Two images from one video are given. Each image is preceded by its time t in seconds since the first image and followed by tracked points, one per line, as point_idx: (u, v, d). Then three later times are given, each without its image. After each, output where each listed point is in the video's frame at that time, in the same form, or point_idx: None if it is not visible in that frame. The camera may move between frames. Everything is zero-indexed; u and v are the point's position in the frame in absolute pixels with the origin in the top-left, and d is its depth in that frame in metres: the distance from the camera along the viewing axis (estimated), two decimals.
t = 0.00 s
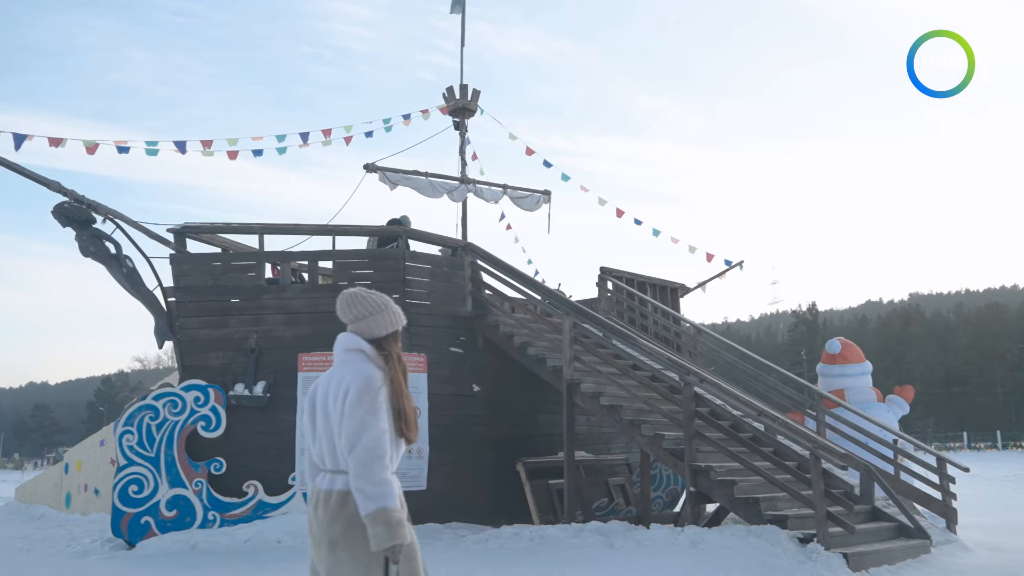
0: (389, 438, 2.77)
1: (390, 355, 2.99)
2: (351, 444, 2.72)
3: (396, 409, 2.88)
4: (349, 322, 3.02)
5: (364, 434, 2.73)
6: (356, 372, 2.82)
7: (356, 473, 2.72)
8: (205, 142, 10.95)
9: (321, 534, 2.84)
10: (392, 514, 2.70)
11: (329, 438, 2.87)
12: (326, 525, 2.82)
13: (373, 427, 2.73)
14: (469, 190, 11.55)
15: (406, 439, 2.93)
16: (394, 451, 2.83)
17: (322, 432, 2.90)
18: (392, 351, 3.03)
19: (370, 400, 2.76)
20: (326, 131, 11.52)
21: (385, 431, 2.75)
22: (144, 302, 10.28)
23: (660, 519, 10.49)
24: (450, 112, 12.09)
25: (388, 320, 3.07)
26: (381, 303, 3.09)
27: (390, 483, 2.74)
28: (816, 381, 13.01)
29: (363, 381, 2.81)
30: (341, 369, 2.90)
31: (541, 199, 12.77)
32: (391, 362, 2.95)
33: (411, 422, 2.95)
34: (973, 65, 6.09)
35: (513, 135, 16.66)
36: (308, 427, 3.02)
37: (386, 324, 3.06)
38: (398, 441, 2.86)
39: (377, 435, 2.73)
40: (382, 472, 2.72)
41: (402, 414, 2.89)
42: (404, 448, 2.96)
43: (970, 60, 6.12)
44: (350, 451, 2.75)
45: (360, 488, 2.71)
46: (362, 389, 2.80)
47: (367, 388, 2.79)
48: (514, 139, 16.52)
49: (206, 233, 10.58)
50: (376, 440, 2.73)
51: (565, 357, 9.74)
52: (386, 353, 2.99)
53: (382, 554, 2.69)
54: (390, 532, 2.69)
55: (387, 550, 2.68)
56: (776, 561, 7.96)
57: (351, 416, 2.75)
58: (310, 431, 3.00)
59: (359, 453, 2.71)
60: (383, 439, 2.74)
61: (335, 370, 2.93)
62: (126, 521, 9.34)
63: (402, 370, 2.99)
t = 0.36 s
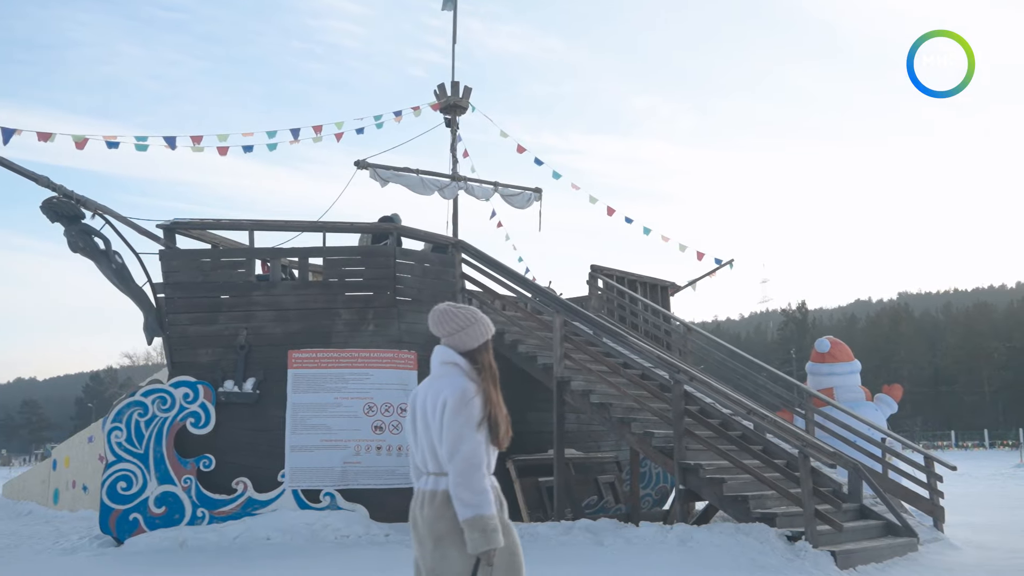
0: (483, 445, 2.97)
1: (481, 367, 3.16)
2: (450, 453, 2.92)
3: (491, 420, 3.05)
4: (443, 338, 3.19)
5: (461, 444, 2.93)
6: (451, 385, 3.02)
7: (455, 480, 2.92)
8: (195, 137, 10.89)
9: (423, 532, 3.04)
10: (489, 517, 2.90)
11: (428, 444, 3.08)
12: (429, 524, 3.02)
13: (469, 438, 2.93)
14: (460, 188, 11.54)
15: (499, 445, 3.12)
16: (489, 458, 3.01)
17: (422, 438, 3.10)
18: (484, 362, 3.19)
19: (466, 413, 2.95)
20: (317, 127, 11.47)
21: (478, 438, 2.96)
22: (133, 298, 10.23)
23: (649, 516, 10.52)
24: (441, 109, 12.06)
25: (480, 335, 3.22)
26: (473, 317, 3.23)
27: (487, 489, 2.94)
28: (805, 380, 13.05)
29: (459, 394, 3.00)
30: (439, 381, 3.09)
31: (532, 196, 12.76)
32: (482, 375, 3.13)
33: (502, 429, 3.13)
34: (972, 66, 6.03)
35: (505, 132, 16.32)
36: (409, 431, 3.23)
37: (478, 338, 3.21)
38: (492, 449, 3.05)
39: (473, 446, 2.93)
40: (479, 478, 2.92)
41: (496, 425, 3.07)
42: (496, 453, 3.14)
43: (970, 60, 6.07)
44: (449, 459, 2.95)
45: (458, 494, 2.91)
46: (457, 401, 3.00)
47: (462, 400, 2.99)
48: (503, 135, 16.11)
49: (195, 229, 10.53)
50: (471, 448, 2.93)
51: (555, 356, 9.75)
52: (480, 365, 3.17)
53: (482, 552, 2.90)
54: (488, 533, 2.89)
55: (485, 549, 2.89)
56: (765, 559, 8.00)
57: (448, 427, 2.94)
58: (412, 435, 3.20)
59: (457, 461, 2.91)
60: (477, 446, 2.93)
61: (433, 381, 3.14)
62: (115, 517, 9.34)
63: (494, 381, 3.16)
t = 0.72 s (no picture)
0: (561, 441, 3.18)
1: (556, 368, 3.39)
2: (531, 448, 3.13)
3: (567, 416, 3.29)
4: (518, 341, 3.43)
5: (542, 440, 3.13)
6: (531, 385, 3.23)
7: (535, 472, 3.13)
8: (187, 134, 10.85)
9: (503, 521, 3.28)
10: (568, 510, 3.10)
11: (508, 441, 3.30)
12: (506, 514, 3.26)
13: (549, 433, 3.14)
14: (452, 186, 11.53)
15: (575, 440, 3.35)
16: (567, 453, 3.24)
17: (501, 436, 3.32)
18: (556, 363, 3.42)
19: (545, 410, 3.16)
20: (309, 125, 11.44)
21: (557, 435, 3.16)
22: (123, 296, 10.19)
23: (641, 515, 10.53)
24: (434, 107, 12.04)
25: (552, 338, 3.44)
26: (546, 321, 3.46)
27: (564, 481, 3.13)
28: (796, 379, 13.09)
29: (537, 393, 3.21)
30: (516, 382, 3.31)
31: (525, 195, 12.75)
32: (558, 375, 3.36)
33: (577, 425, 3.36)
34: (974, 65, 6.04)
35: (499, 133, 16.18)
36: (486, 431, 3.46)
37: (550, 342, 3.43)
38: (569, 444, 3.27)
39: (552, 441, 3.14)
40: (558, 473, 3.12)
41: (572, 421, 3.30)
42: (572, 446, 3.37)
43: (970, 60, 6.05)
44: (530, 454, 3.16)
45: (538, 486, 3.11)
46: (536, 400, 3.21)
47: (542, 399, 3.20)
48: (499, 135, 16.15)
49: (187, 227, 10.50)
50: (551, 443, 3.14)
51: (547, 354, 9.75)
52: (554, 367, 3.41)
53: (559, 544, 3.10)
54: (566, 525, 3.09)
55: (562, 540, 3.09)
56: (755, 558, 8.02)
57: (529, 424, 3.16)
58: (490, 435, 3.43)
59: (538, 457, 3.11)
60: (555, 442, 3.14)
61: (511, 383, 3.36)
62: (105, 516, 9.31)
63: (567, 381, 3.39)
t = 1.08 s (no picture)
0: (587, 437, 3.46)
1: (607, 369, 3.62)
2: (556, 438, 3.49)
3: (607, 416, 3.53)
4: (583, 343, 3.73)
5: (564, 431, 3.47)
6: (573, 382, 3.56)
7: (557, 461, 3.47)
8: (178, 130, 10.82)
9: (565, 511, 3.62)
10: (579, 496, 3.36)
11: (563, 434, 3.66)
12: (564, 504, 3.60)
13: (567, 426, 3.46)
14: (444, 184, 11.51)
15: (617, 436, 3.58)
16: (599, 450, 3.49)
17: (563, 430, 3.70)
18: (611, 366, 3.65)
19: (569, 405, 3.49)
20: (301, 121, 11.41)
21: (580, 431, 3.44)
22: (113, 292, 10.16)
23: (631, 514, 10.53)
24: (426, 105, 12.03)
25: (610, 343, 3.64)
26: (609, 326, 3.67)
27: (577, 471, 3.39)
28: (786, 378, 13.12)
29: (569, 390, 3.54)
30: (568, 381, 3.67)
31: (517, 193, 12.75)
32: (605, 375, 3.59)
33: (619, 423, 3.58)
34: (973, 67, 6.03)
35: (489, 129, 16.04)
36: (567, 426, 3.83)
37: (610, 346, 3.65)
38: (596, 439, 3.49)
39: (568, 433, 3.44)
40: (574, 464, 3.40)
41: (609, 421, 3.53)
42: (617, 443, 3.59)
43: (970, 60, 6.06)
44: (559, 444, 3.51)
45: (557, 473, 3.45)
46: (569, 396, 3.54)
47: (572, 395, 3.52)
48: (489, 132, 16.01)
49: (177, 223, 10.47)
50: (572, 436, 3.44)
51: (538, 353, 9.75)
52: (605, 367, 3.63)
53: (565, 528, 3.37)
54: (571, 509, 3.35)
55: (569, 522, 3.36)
56: (744, 557, 8.03)
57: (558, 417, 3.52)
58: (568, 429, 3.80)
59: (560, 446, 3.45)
60: (575, 438, 3.43)
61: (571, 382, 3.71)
62: (93, 512, 9.30)
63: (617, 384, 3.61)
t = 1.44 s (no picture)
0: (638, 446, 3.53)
1: (650, 377, 3.68)
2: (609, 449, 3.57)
3: (654, 425, 3.59)
4: (629, 354, 3.82)
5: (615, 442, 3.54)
6: (617, 394, 3.66)
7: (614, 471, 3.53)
8: (168, 126, 10.77)
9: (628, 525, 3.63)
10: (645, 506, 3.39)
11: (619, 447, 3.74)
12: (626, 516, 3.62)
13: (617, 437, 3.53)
14: (435, 181, 11.50)
15: (667, 441, 3.63)
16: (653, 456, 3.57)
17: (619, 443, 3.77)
18: (654, 374, 3.70)
19: (614, 416, 3.59)
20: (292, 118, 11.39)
21: (630, 440, 3.51)
22: (102, 288, 10.11)
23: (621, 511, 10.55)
24: (418, 102, 12.02)
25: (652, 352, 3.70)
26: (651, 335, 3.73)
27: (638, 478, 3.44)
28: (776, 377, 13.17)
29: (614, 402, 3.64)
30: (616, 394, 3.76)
31: (508, 190, 12.74)
32: (648, 384, 3.66)
33: (666, 429, 3.64)
34: (973, 65, 6.24)
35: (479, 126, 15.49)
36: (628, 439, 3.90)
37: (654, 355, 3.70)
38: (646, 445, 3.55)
39: (618, 443, 3.52)
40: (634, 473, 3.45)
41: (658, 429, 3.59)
42: (670, 447, 3.65)
43: (970, 60, 6.25)
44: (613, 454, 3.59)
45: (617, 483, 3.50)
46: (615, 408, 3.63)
47: (618, 407, 3.61)
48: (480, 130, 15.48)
49: (167, 219, 10.43)
50: (624, 446, 3.51)
51: (528, 350, 9.76)
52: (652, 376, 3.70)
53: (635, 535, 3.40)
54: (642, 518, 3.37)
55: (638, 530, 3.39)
56: (733, 554, 8.04)
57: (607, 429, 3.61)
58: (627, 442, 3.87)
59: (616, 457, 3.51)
60: (626, 447, 3.49)
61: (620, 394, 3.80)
62: (81, 509, 9.25)
63: (661, 392, 3.66)
